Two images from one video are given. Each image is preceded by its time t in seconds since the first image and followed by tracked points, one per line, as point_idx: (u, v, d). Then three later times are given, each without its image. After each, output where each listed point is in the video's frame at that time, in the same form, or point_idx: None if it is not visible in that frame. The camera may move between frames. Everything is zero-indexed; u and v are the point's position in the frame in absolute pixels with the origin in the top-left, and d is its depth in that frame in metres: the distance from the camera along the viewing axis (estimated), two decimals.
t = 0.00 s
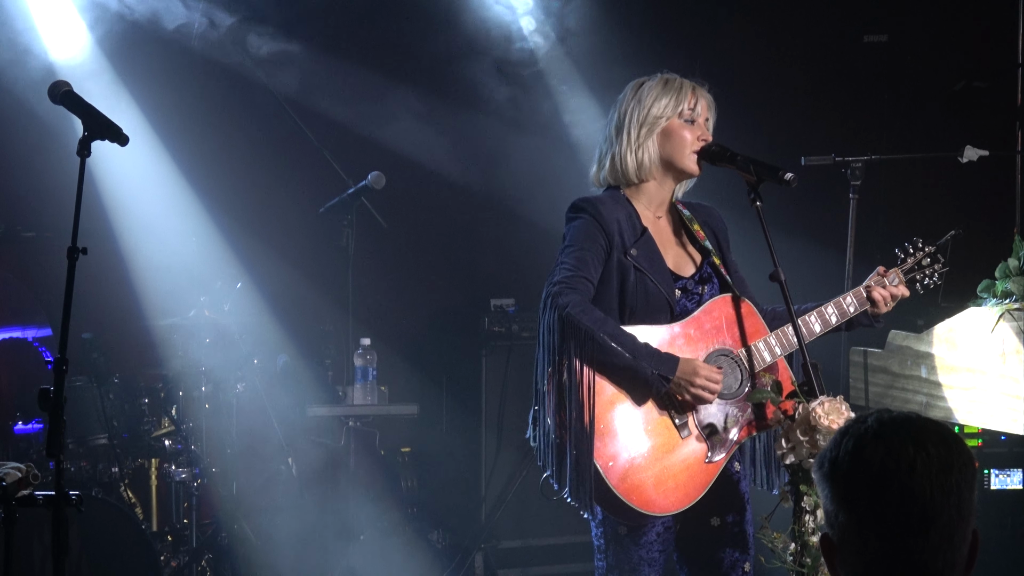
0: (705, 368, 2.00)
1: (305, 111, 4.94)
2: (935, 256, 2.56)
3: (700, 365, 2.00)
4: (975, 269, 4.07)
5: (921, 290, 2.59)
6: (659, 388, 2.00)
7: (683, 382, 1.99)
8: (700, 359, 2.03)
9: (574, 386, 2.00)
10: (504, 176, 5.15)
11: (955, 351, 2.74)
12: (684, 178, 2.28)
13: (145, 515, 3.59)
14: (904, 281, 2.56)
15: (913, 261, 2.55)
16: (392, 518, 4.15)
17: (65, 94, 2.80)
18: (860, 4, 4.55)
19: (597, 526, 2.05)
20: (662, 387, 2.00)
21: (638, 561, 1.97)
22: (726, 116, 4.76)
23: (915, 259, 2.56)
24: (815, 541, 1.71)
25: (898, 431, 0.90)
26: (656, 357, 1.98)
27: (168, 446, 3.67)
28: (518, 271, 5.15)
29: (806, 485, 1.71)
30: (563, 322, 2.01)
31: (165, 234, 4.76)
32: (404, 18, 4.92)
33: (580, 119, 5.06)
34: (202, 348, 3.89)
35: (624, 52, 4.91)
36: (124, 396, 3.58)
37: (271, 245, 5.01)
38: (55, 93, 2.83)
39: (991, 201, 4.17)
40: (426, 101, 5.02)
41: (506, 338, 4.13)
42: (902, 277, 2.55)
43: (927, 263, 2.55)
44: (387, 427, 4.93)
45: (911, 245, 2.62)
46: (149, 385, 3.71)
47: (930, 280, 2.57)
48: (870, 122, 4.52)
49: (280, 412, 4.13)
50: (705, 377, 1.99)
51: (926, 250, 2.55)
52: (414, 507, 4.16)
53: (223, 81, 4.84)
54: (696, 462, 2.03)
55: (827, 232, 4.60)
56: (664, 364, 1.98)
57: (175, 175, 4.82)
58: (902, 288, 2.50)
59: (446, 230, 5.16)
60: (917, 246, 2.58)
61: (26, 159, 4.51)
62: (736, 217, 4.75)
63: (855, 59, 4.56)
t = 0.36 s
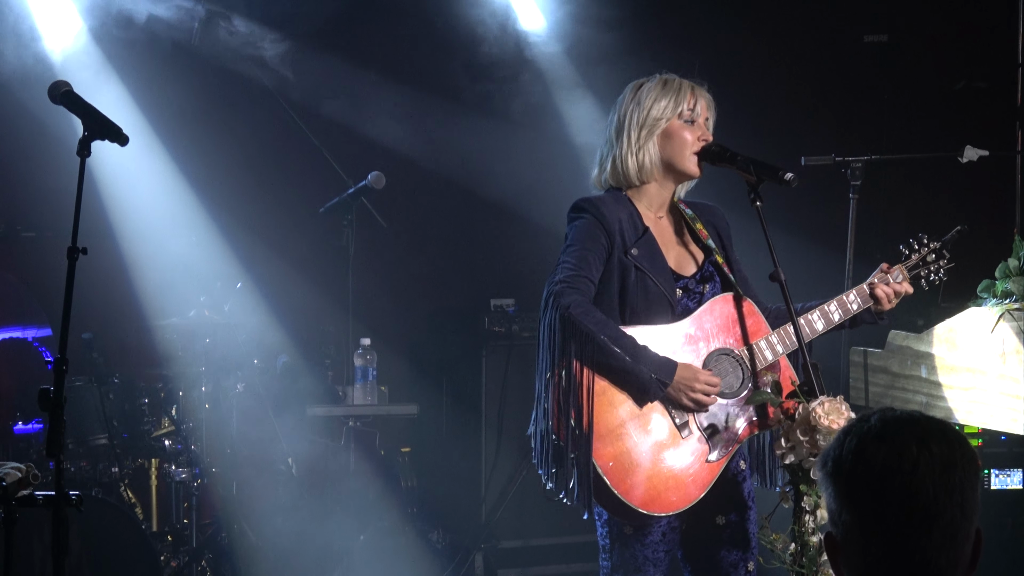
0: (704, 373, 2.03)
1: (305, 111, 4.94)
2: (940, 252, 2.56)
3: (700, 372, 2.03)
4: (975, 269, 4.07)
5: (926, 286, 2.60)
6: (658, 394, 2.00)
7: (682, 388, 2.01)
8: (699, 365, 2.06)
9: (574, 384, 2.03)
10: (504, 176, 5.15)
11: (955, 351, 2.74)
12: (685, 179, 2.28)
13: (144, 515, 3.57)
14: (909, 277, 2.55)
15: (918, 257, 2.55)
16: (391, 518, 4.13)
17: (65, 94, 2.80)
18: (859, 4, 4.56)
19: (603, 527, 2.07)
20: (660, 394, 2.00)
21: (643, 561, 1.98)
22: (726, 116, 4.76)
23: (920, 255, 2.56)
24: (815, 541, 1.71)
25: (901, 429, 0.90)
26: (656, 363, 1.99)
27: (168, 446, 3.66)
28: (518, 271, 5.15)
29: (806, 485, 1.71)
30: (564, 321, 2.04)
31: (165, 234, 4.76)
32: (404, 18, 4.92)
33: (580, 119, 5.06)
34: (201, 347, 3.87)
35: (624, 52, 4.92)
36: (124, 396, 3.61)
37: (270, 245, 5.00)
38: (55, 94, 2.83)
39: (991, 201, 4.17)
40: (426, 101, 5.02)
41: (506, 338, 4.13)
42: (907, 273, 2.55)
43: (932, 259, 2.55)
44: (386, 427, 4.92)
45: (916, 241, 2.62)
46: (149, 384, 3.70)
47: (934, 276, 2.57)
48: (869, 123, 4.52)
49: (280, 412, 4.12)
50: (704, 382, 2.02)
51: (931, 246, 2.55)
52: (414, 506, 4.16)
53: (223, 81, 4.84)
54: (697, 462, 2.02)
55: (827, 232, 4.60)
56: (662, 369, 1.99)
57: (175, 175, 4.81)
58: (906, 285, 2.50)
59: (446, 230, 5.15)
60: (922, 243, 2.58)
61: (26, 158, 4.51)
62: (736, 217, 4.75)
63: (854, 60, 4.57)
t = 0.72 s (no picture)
0: (707, 374, 2.03)
1: (304, 112, 4.94)
2: (946, 245, 2.55)
3: (703, 373, 2.02)
4: (974, 270, 4.08)
5: (931, 279, 2.60)
6: (659, 393, 2.00)
7: (685, 390, 2.01)
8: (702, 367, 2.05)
9: (575, 386, 2.00)
10: (503, 177, 5.15)
11: (955, 351, 2.74)
12: (686, 178, 2.28)
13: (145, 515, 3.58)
14: (914, 272, 2.55)
15: (923, 252, 2.54)
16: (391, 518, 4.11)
17: (65, 94, 2.80)
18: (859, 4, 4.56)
19: (604, 526, 2.07)
20: (663, 393, 2.00)
21: (644, 561, 1.99)
22: (726, 117, 4.77)
23: (925, 249, 2.55)
24: (815, 541, 1.71)
25: (902, 425, 0.90)
26: (658, 363, 1.98)
27: (168, 446, 3.67)
28: (518, 271, 5.15)
29: (806, 485, 1.71)
30: (567, 321, 2.02)
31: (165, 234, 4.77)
32: (404, 18, 4.92)
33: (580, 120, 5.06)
34: (202, 347, 3.90)
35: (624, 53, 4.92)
36: (124, 396, 3.56)
37: (270, 245, 5.00)
38: (55, 94, 2.82)
39: (991, 202, 4.17)
40: (426, 101, 5.02)
41: (506, 339, 4.12)
42: (912, 268, 2.55)
43: (937, 253, 2.54)
44: (387, 428, 4.93)
45: (923, 235, 2.62)
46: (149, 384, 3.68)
47: (940, 269, 2.57)
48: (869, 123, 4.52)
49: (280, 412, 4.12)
50: (707, 385, 2.01)
51: (937, 240, 2.54)
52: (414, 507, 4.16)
53: (223, 81, 4.84)
54: (700, 462, 2.03)
55: (827, 232, 4.60)
56: (665, 368, 1.98)
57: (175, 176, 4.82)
58: (912, 281, 2.50)
59: (446, 230, 5.15)
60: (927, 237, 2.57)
61: (26, 159, 4.51)
62: (736, 217, 4.75)
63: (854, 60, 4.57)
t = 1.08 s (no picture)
0: (710, 376, 2.02)
1: (305, 111, 4.94)
2: (942, 249, 2.56)
3: (706, 375, 2.02)
4: (975, 270, 4.07)
5: (928, 282, 2.61)
6: (663, 395, 1.99)
7: (687, 391, 2.00)
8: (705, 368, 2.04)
9: (579, 383, 2.01)
10: (504, 176, 5.15)
11: (955, 351, 2.73)
12: (685, 178, 2.29)
13: (145, 515, 3.56)
14: (912, 275, 2.55)
15: (920, 254, 2.55)
16: (392, 519, 4.08)
17: (65, 94, 2.80)
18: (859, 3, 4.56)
19: (603, 527, 2.07)
20: (667, 395, 2.00)
21: (643, 562, 1.99)
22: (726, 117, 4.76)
23: (922, 252, 2.56)
24: (815, 541, 1.70)
25: (902, 426, 0.90)
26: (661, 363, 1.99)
27: (168, 446, 3.67)
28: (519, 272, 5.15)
29: (806, 485, 1.71)
30: (573, 320, 2.01)
31: (166, 234, 4.77)
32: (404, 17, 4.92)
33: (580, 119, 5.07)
34: (201, 347, 3.91)
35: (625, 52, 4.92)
36: (124, 396, 3.61)
37: (271, 245, 5.01)
38: (55, 94, 2.83)
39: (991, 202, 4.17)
40: (427, 101, 5.02)
41: (506, 338, 4.12)
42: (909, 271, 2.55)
43: (934, 255, 2.55)
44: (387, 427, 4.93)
45: (919, 238, 2.62)
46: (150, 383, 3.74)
47: (936, 273, 2.58)
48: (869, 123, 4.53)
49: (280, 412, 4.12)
50: (709, 387, 2.01)
51: (934, 242, 2.55)
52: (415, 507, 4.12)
53: (223, 81, 4.84)
54: (701, 462, 2.03)
55: (827, 232, 4.61)
56: (669, 369, 1.99)
57: (175, 175, 4.82)
58: (911, 283, 2.49)
59: (446, 229, 5.15)
60: (924, 239, 2.58)
61: (26, 158, 4.51)
62: (736, 217, 4.75)
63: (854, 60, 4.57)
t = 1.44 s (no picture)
0: (715, 374, 2.04)
1: (305, 112, 4.94)
2: (929, 254, 2.58)
3: (711, 373, 2.04)
4: (975, 270, 4.08)
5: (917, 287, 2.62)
6: (670, 391, 1.99)
7: (694, 387, 2.01)
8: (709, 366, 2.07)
9: (590, 380, 1.99)
10: (504, 176, 5.15)
11: (955, 351, 2.74)
12: (684, 178, 2.29)
13: (145, 514, 3.57)
14: (902, 279, 2.57)
15: (910, 259, 2.56)
16: (391, 518, 4.13)
17: (65, 94, 2.80)
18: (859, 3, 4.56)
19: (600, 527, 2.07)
20: (673, 391, 1.99)
21: (641, 561, 1.99)
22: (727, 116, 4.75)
23: (912, 257, 2.57)
24: (815, 541, 1.71)
25: (902, 425, 0.89)
26: (667, 357, 1.99)
27: (168, 446, 3.67)
28: (519, 272, 5.15)
29: (806, 485, 1.71)
30: (582, 314, 2.00)
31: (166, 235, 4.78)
32: (405, 17, 4.92)
33: (581, 120, 5.07)
34: (201, 347, 3.92)
35: (625, 52, 4.92)
36: (124, 396, 3.58)
37: (271, 245, 5.01)
38: (55, 94, 2.83)
39: (992, 202, 4.17)
40: (427, 101, 5.02)
41: (506, 338, 4.13)
42: (900, 275, 2.56)
43: (922, 261, 2.57)
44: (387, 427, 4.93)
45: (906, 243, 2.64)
46: (151, 383, 3.72)
47: (925, 277, 2.60)
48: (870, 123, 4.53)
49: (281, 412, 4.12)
50: (716, 383, 2.03)
51: (922, 248, 2.57)
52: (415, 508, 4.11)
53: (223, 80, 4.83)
54: (704, 459, 2.04)
55: (827, 232, 4.61)
56: (676, 364, 1.99)
57: (175, 175, 4.81)
58: (902, 287, 2.51)
59: (446, 229, 5.15)
60: (912, 245, 2.60)
61: (26, 158, 4.51)
62: (737, 217, 4.75)
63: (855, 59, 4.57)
